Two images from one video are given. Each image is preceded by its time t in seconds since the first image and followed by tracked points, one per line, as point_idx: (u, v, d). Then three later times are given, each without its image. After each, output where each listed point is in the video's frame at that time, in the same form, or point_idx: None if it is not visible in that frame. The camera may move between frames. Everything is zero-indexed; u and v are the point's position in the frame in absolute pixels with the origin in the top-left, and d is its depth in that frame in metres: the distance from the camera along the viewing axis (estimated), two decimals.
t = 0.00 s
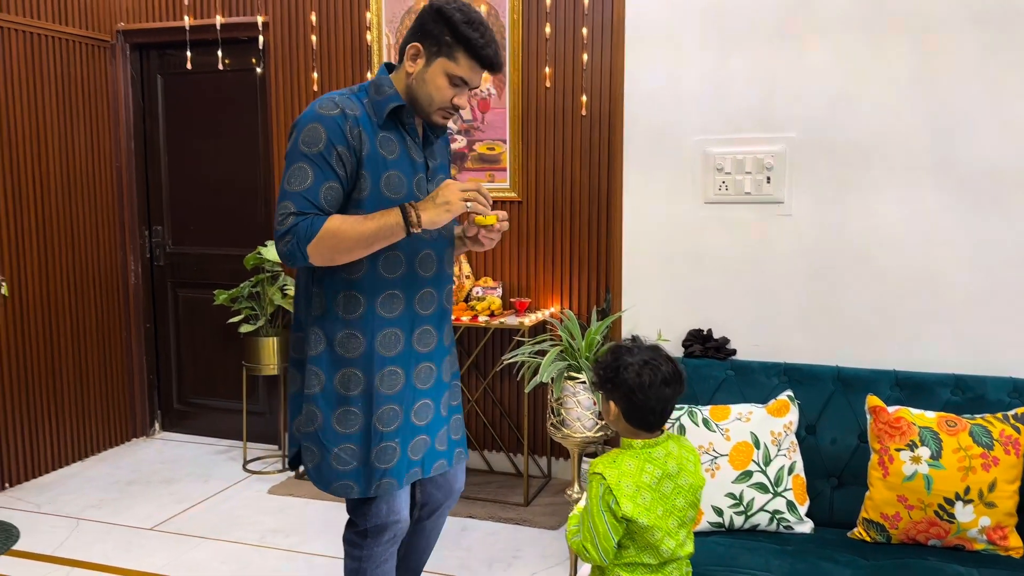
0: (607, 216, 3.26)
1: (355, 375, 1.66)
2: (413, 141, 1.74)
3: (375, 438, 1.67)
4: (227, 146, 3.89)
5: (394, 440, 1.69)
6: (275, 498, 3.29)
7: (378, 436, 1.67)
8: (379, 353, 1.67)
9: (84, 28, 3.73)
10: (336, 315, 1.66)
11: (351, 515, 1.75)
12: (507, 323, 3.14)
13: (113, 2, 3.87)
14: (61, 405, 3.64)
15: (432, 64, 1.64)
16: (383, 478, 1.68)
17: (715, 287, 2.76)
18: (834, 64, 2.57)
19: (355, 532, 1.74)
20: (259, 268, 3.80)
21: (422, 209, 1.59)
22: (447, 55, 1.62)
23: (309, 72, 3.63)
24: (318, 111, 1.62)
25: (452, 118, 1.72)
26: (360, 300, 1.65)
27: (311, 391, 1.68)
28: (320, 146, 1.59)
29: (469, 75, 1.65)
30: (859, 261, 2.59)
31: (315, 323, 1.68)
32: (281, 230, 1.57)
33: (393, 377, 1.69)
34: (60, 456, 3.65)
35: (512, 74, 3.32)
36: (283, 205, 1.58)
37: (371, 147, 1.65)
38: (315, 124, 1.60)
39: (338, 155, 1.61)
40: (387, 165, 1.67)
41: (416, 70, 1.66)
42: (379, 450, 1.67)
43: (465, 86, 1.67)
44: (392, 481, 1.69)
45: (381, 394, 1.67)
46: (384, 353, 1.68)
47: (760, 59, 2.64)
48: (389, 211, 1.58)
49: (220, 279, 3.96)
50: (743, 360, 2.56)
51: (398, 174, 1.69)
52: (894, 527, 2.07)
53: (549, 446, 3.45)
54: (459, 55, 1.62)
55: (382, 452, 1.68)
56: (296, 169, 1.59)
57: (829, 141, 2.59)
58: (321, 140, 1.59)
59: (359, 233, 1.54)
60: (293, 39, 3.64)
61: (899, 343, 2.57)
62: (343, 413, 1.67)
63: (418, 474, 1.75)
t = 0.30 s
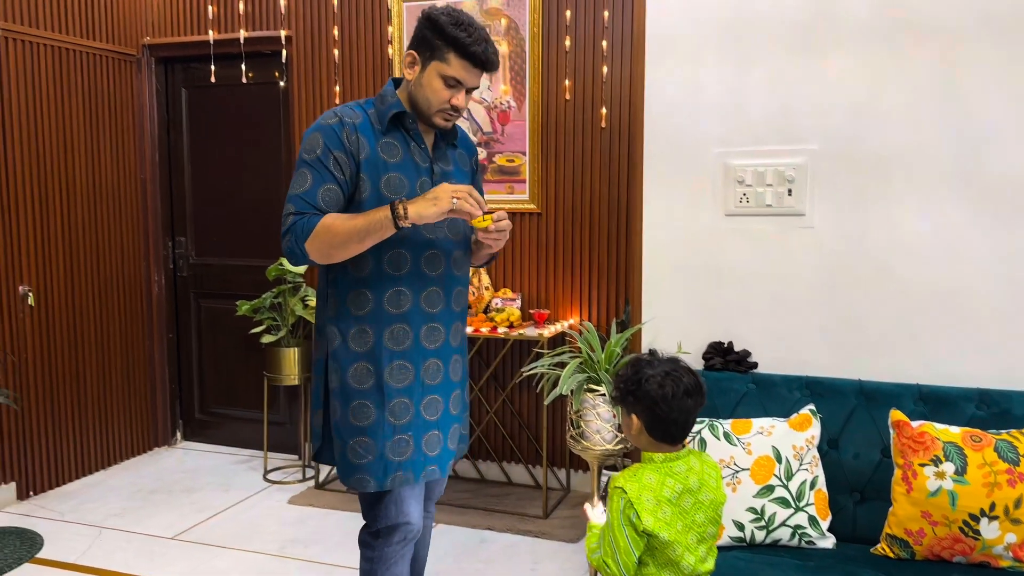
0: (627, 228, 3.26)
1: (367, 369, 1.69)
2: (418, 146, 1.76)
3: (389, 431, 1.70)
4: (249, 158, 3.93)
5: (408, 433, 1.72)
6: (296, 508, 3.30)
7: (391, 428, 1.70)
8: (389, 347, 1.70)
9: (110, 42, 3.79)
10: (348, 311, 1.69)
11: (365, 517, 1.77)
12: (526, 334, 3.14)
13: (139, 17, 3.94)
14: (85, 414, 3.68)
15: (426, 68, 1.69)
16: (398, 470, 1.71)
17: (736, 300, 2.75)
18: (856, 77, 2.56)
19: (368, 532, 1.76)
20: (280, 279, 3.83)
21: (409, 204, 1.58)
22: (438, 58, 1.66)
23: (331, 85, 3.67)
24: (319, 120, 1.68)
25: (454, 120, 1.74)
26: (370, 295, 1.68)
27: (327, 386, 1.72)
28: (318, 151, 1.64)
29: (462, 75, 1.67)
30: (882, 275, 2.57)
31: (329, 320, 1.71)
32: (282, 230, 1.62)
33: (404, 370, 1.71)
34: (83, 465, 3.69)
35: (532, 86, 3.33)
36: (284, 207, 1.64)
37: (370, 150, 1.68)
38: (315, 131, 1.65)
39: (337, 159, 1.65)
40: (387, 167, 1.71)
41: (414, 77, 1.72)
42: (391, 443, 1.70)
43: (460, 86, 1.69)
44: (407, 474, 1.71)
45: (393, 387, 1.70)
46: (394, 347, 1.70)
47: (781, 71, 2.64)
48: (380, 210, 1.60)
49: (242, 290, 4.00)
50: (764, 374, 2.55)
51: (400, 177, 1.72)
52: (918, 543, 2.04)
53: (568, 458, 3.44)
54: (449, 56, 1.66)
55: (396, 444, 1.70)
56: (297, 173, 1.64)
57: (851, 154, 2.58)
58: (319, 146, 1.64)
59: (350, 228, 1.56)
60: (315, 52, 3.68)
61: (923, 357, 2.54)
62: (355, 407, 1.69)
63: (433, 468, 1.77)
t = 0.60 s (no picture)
0: (644, 237, 3.25)
1: (354, 368, 1.73)
2: (424, 158, 1.77)
3: (369, 430, 1.73)
4: (270, 168, 3.96)
5: (389, 433, 1.73)
6: (315, 516, 3.31)
7: (371, 427, 1.73)
8: (374, 348, 1.72)
9: (135, 54, 3.84)
10: (343, 312, 1.74)
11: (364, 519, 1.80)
12: (544, 343, 3.14)
13: (162, 28, 3.99)
14: (107, 422, 3.71)
15: (428, 83, 1.71)
16: (377, 467, 1.73)
17: (756, 310, 2.73)
18: (877, 87, 2.54)
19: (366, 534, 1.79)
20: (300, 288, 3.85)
21: (394, 215, 1.58)
22: (437, 72, 1.68)
23: (352, 96, 3.70)
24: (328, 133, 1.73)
25: (457, 132, 1.73)
26: (361, 298, 1.72)
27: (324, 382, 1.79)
28: (322, 162, 1.69)
29: (460, 87, 1.68)
30: (904, 286, 2.55)
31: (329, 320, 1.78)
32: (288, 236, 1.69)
33: (388, 372, 1.73)
34: (105, 472, 3.72)
35: (551, 96, 3.34)
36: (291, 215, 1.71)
37: (372, 162, 1.71)
38: (320, 143, 1.71)
39: (339, 169, 1.69)
40: (387, 179, 1.73)
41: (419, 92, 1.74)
42: (370, 440, 1.73)
43: (459, 98, 1.69)
44: (385, 473, 1.73)
45: (376, 387, 1.73)
46: (380, 348, 1.73)
47: (801, 81, 2.63)
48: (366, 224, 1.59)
49: (263, 299, 4.03)
50: (785, 385, 2.53)
51: (402, 188, 1.74)
52: (941, 557, 2.02)
53: (586, 469, 3.43)
54: (446, 69, 1.67)
55: (376, 442, 1.73)
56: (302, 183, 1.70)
57: (872, 164, 2.56)
58: (322, 156, 1.69)
59: (343, 236, 1.59)
60: (335, 63, 3.71)
61: (946, 369, 2.52)
62: (343, 403, 1.75)
63: (416, 473, 1.76)
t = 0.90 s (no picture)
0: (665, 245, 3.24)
1: (347, 367, 1.81)
2: (424, 165, 1.81)
3: (353, 427, 1.80)
4: (293, 177, 4.00)
5: (371, 431, 1.80)
6: (335, 523, 3.32)
7: (355, 425, 1.80)
8: (365, 349, 1.79)
9: (161, 65, 3.90)
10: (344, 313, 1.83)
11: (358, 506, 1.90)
12: (564, 352, 3.14)
13: (187, 39, 4.04)
14: (131, 428, 3.75)
15: (424, 92, 1.75)
16: (357, 464, 1.80)
17: (778, 319, 2.71)
18: (900, 95, 2.52)
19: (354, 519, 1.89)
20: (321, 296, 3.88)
21: (377, 218, 1.63)
22: (431, 80, 1.72)
23: (373, 106, 3.73)
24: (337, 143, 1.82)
25: (455, 138, 1.76)
26: (359, 301, 1.79)
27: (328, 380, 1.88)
28: (326, 171, 1.78)
29: (453, 94, 1.71)
30: (928, 295, 2.52)
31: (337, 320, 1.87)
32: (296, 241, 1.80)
33: (375, 373, 1.79)
34: (129, 477, 3.76)
35: (571, 105, 3.35)
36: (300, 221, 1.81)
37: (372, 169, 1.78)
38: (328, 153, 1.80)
39: (341, 177, 1.77)
40: (385, 186, 1.79)
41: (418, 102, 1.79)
42: (353, 438, 1.80)
43: (454, 104, 1.72)
44: (365, 470, 1.79)
45: (363, 387, 1.80)
46: (370, 350, 1.79)
47: (823, 89, 2.62)
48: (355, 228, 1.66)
49: (285, 307, 4.06)
50: (807, 395, 2.51)
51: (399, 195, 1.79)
52: (967, 571, 1.98)
53: (606, 478, 3.42)
54: (439, 76, 1.71)
55: (360, 439, 1.80)
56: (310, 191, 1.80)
57: (896, 172, 2.54)
58: (326, 166, 1.78)
59: (335, 239, 1.67)
60: (357, 73, 3.74)
61: (972, 379, 2.48)
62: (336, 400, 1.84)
63: (396, 473, 1.80)
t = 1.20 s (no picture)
0: (685, 250, 3.23)
1: (334, 373, 1.88)
2: (404, 171, 1.87)
3: (341, 428, 1.86)
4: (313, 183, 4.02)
5: (358, 431, 1.84)
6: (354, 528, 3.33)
7: (343, 426, 1.85)
8: (352, 354, 1.86)
9: (184, 73, 3.94)
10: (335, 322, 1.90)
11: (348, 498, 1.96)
12: (583, 358, 3.13)
13: (210, 48, 4.09)
14: (154, 432, 3.79)
15: (404, 100, 1.84)
16: (345, 463, 1.85)
17: (798, 325, 2.70)
18: (922, 99, 2.50)
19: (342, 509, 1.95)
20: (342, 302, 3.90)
21: (360, 224, 1.70)
22: (410, 87, 1.81)
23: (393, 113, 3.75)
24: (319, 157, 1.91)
25: (437, 142, 1.84)
26: (346, 310, 1.87)
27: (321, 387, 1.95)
28: (309, 184, 1.86)
29: (434, 99, 1.80)
30: (952, 301, 2.49)
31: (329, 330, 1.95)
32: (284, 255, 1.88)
33: (361, 376, 1.85)
34: (150, 481, 3.79)
35: (590, 111, 3.35)
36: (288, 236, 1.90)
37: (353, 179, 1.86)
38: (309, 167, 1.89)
39: (323, 189, 1.85)
40: (366, 194, 1.85)
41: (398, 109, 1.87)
42: (341, 438, 1.85)
43: (435, 109, 1.81)
44: (353, 468, 1.84)
45: (349, 390, 1.85)
46: (356, 354, 1.86)
47: (844, 94, 2.60)
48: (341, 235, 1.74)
49: (306, 312, 4.08)
50: (829, 403, 2.50)
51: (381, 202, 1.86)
52: None
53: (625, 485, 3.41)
54: (419, 82, 1.80)
55: (347, 440, 1.85)
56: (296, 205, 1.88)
57: (918, 177, 2.52)
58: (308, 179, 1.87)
59: (322, 248, 1.74)
60: (377, 80, 3.76)
61: (997, 387, 2.45)
62: (325, 405, 1.90)
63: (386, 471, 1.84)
